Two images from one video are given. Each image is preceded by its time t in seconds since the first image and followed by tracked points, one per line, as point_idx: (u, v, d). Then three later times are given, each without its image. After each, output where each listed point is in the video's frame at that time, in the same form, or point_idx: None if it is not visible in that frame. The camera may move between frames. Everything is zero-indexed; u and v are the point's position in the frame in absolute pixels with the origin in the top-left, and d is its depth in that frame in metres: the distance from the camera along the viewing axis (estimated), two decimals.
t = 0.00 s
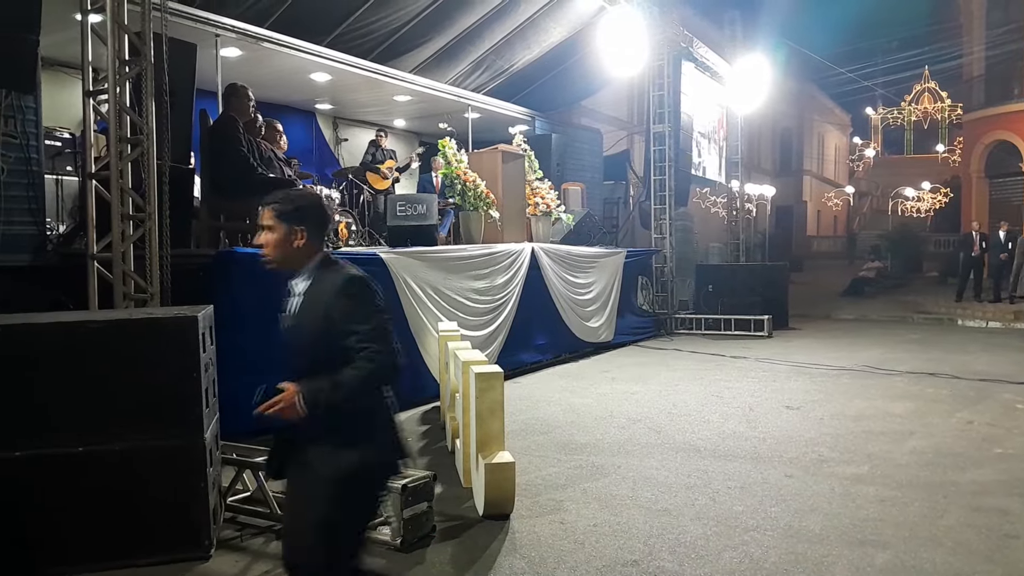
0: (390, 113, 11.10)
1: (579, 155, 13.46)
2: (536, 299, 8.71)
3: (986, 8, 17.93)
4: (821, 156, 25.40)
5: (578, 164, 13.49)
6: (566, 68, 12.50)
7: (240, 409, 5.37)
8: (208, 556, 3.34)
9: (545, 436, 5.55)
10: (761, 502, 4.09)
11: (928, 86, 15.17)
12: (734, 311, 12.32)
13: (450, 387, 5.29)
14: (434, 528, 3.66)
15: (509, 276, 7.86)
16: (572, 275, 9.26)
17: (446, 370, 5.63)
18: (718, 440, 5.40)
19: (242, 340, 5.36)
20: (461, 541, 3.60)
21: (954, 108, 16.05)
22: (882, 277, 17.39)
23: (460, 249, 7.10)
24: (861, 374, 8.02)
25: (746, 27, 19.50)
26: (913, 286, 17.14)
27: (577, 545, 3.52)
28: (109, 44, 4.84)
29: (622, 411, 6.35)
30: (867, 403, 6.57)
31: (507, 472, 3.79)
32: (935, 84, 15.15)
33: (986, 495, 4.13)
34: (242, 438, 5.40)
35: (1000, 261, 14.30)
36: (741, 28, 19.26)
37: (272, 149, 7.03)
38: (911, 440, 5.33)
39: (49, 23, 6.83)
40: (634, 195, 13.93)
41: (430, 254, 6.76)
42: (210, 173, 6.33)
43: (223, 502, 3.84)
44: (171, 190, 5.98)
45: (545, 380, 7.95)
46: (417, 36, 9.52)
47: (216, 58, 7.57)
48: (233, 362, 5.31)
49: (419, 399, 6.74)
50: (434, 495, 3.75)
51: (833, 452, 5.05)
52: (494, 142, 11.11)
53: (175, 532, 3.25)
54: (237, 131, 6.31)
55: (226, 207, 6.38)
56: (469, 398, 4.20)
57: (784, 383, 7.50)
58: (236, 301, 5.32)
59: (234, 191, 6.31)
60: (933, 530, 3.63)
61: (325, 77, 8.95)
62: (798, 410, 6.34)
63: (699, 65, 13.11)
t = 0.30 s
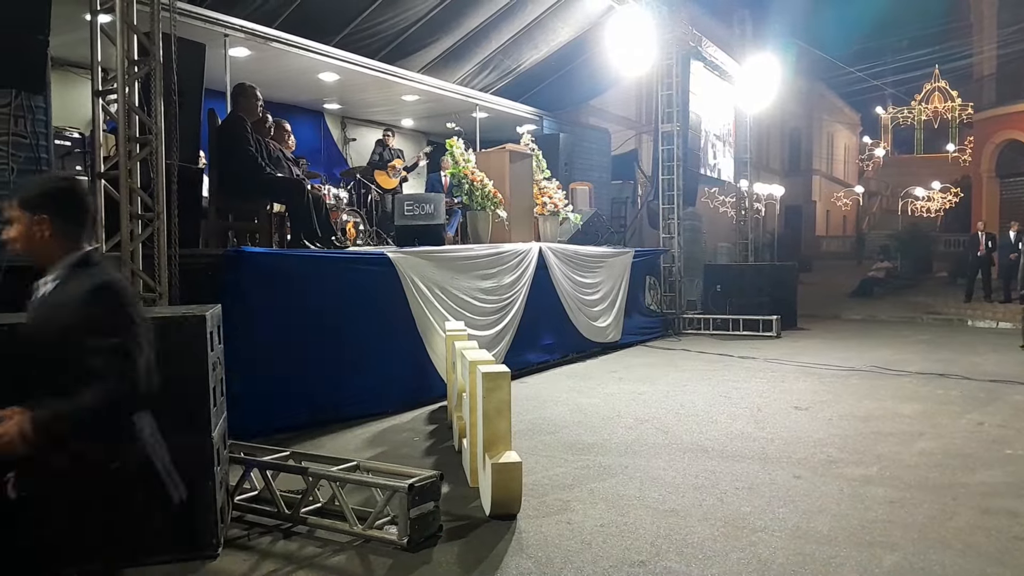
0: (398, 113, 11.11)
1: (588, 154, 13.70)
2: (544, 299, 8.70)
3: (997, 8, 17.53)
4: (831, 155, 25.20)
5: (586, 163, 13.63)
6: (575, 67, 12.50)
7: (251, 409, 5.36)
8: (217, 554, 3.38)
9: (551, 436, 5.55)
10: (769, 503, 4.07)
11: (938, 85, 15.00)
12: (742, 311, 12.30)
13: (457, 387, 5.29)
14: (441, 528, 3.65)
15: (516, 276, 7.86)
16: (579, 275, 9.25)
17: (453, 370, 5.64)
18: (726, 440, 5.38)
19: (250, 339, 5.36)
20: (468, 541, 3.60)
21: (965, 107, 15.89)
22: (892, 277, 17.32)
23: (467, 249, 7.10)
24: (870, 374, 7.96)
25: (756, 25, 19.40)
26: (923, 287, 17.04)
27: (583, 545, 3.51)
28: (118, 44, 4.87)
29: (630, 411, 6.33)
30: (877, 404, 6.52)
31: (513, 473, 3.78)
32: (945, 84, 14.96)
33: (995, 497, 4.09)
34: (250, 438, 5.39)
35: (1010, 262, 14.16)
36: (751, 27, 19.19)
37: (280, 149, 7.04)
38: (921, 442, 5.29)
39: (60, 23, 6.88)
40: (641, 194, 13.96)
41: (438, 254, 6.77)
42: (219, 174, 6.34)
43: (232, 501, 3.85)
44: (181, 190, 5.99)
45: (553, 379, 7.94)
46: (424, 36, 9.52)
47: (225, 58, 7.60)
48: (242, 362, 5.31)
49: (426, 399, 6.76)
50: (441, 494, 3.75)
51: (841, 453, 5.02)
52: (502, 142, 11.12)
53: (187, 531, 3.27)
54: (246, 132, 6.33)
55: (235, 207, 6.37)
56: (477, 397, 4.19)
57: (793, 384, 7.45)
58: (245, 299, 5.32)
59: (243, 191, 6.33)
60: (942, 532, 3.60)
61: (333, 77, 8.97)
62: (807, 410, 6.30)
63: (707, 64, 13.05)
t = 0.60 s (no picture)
0: (401, 113, 11.12)
1: (591, 154, 13.71)
2: (547, 299, 8.71)
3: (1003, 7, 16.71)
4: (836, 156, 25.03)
5: (588, 163, 13.61)
6: (578, 67, 12.51)
7: (254, 408, 5.38)
8: (218, 554, 3.36)
9: (554, 435, 5.54)
10: (773, 502, 4.06)
11: (941, 86, 14.95)
12: (746, 311, 12.28)
13: (460, 386, 5.29)
14: (443, 527, 3.65)
15: (519, 275, 7.86)
16: (582, 274, 9.25)
17: (456, 369, 5.64)
18: (730, 440, 5.36)
19: (254, 337, 5.37)
20: (471, 539, 3.60)
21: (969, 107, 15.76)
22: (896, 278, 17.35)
23: (470, 248, 7.10)
24: (874, 374, 7.93)
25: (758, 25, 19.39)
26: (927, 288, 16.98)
27: (587, 543, 3.50)
28: (121, 43, 4.88)
29: (633, 411, 6.31)
30: (882, 403, 6.49)
31: (515, 471, 3.77)
32: (949, 84, 14.91)
33: (1000, 497, 4.07)
34: (252, 436, 5.39)
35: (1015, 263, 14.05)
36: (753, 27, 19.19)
37: (283, 149, 7.04)
38: (925, 442, 5.26)
39: (64, 22, 6.89)
40: (644, 195, 13.93)
41: (441, 253, 6.78)
42: (223, 174, 6.36)
43: (234, 500, 3.85)
44: (183, 190, 6.00)
45: (556, 379, 7.94)
46: (427, 36, 9.53)
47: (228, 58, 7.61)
48: (246, 359, 5.33)
49: (430, 399, 6.75)
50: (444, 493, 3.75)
51: (845, 452, 5.01)
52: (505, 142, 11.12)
53: (187, 530, 3.27)
54: (250, 131, 6.34)
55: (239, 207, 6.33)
56: (480, 396, 4.19)
57: (796, 384, 7.43)
58: (250, 297, 5.33)
59: (247, 190, 6.32)
60: (947, 531, 3.58)
61: (337, 77, 8.99)
62: (810, 410, 6.28)
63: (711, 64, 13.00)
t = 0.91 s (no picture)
0: (402, 112, 11.11)
1: (591, 153, 13.71)
2: (548, 298, 8.70)
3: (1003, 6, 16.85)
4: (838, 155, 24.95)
5: (588, 162, 13.58)
6: (580, 66, 12.52)
7: (254, 407, 5.38)
8: (218, 552, 3.36)
9: (555, 434, 5.53)
10: (772, 500, 4.05)
11: (942, 86, 14.83)
12: (747, 310, 12.28)
13: (460, 384, 5.29)
14: (443, 524, 3.65)
15: (520, 274, 7.86)
16: (583, 273, 9.24)
17: (455, 368, 5.64)
18: (731, 438, 5.35)
19: (255, 336, 5.37)
20: (471, 537, 3.60)
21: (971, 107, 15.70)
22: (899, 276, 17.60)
23: (470, 247, 7.10)
24: (875, 373, 7.92)
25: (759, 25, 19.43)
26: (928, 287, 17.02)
27: (586, 541, 3.50)
28: (121, 41, 4.87)
29: (634, 409, 6.31)
30: (883, 402, 6.49)
31: (515, 469, 3.77)
32: (950, 84, 14.77)
33: (1001, 495, 4.07)
34: (252, 435, 5.39)
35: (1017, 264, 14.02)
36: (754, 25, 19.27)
37: (283, 147, 7.04)
38: (926, 440, 5.25)
39: (64, 22, 6.89)
40: (645, 194, 13.94)
41: (441, 252, 6.78)
42: (223, 172, 6.39)
43: (233, 497, 3.84)
44: (184, 189, 6.01)
45: (557, 377, 7.93)
46: (428, 35, 9.52)
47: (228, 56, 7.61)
48: (246, 358, 5.33)
49: (430, 398, 6.75)
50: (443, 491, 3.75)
51: (846, 451, 5.00)
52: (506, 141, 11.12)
53: (187, 528, 3.27)
54: (250, 130, 6.34)
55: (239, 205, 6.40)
56: (479, 394, 4.17)
57: (797, 382, 7.42)
58: (250, 295, 5.32)
59: (247, 189, 6.33)
60: (948, 530, 3.57)
61: (337, 76, 8.99)
62: (811, 408, 6.28)
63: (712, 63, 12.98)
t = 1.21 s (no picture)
0: (398, 112, 11.10)
1: (588, 152, 13.71)
2: (545, 297, 8.70)
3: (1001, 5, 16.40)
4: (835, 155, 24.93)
5: (586, 161, 13.62)
6: (578, 65, 12.55)
7: (250, 406, 5.38)
8: (213, 550, 3.35)
9: (550, 433, 5.53)
10: (767, 498, 4.05)
11: (939, 86, 14.91)
12: (744, 310, 12.28)
13: (455, 383, 5.29)
14: (437, 522, 3.65)
15: (516, 273, 7.87)
16: (580, 273, 9.25)
17: (451, 367, 5.64)
18: (726, 437, 5.35)
19: (250, 335, 5.37)
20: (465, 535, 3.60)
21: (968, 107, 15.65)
22: (896, 276, 17.63)
23: (466, 246, 7.10)
24: (871, 372, 7.92)
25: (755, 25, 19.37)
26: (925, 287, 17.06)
27: (581, 539, 3.50)
28: (114, 39, 4.87)
29: (630, 409, 6.30)
30: (878, 401, 6.49)
31: (509, 466, 3.77)
32: (947, 84, 14.81)
33: (995, 492, 4.07)
34: (248, 434, 5.38)
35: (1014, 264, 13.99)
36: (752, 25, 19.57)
37: (279, 146, 7.04)
38: (921, 438, 5.25)
39: (59, 22, 6.88)
40: (642, 194, 13.93)
41: (437, 251, 6.78)
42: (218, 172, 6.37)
43: (227, 496, 3.83)
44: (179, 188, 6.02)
45: (553, 377, 7.93)
46: (424, 35, 9.52)
47: (224, 56, 7.60)
48: (242, 357, 5.32)
49: (426, 397, 6.76)
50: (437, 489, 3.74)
51: (840, 449, 5.00)
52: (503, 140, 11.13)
53: (181, 526, 3.27)
54: (244, 129, 6.32)
55: (235, 204, 6.36)
56: (474, 393, 4.16)
57: (793, 381, 7.41)
58: (246, 294, 5.32)
59: (243, 189, 6.34)
60: (942, 527, 3.57)
61: (334, 76, 9.00)
62: (806, 407, 6.28)
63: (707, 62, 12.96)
